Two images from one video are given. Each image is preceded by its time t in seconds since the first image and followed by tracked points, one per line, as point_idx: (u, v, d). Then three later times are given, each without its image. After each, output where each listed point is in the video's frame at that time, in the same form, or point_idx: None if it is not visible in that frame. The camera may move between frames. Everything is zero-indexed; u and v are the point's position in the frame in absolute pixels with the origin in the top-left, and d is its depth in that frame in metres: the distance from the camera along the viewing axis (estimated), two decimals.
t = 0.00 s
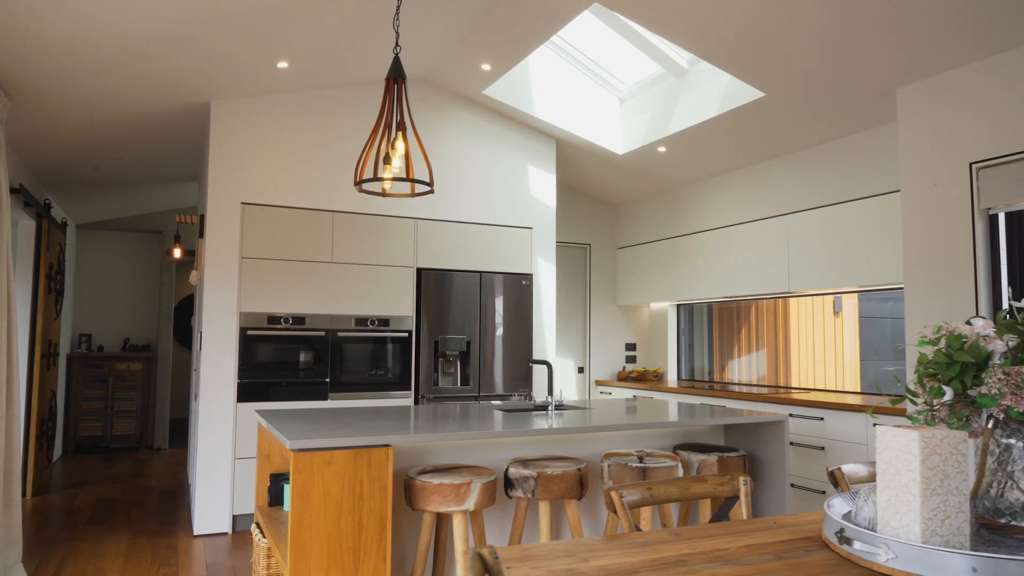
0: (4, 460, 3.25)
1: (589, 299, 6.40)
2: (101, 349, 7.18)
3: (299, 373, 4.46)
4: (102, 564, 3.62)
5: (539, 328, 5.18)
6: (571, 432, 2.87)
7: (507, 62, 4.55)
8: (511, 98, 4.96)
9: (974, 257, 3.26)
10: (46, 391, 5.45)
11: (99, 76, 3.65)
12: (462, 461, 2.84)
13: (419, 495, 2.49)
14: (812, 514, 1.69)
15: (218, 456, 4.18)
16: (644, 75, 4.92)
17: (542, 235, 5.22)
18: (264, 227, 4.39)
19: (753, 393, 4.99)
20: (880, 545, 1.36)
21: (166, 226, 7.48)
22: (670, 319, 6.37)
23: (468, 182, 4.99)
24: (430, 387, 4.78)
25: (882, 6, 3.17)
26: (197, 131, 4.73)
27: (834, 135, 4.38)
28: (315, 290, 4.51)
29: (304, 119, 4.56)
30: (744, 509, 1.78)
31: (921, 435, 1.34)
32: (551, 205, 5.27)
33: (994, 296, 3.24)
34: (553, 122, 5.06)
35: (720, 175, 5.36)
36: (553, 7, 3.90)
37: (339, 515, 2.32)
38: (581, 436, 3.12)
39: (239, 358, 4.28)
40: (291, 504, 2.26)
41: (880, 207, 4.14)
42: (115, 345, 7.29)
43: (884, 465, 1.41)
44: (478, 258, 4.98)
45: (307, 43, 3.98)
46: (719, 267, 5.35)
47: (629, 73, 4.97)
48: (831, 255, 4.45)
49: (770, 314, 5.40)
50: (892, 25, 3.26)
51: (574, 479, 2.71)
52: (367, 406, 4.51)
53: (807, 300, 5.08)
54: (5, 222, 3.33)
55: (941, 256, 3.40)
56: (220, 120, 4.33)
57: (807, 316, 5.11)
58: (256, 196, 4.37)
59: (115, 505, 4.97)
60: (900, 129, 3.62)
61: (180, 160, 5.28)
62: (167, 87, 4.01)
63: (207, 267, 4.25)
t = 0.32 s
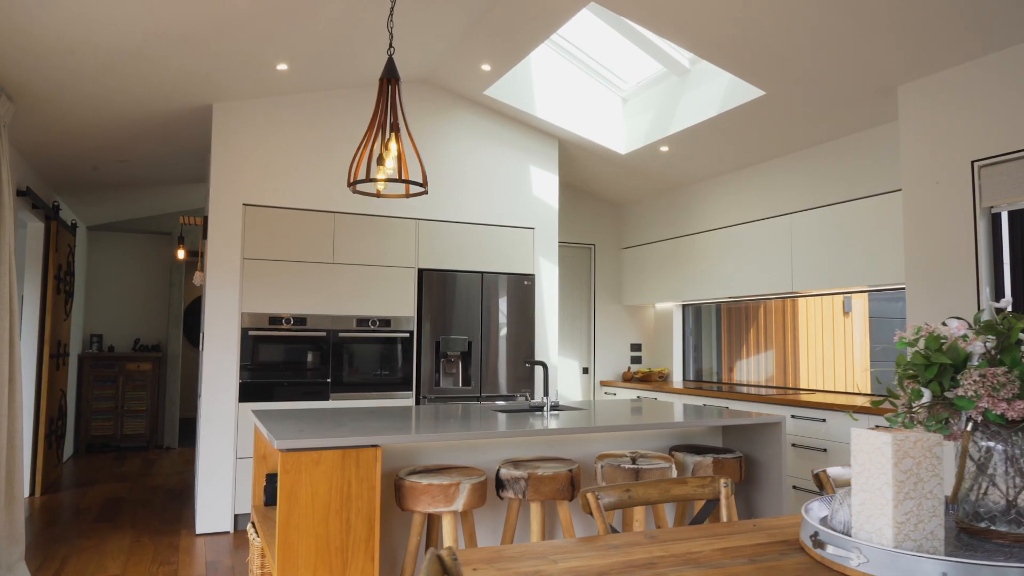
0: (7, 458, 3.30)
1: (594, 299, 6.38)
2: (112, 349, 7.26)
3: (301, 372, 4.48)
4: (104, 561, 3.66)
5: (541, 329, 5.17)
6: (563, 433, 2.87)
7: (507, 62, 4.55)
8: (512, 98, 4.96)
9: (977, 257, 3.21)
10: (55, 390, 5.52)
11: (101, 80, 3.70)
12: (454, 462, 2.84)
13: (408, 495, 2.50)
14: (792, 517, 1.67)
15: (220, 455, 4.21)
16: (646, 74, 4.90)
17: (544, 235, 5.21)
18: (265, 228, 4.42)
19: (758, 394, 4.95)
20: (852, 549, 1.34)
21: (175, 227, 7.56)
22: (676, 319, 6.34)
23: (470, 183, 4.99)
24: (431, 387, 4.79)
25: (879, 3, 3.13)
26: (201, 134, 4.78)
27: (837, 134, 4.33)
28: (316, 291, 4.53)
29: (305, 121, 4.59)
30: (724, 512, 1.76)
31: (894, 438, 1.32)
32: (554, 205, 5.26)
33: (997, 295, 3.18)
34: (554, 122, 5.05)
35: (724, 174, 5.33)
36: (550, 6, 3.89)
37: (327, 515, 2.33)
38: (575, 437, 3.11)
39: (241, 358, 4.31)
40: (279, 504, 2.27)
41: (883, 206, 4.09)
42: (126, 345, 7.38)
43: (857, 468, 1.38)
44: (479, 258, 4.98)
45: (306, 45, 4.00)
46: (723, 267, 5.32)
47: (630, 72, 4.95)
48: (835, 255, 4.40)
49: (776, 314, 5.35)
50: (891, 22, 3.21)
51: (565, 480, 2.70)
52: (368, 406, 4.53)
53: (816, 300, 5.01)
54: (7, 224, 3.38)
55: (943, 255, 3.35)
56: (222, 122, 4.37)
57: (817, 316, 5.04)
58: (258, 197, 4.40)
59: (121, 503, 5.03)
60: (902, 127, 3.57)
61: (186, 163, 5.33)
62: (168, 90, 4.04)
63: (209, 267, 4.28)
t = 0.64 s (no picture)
0: (9, 456, 3.36)
1: (599, 299, 6.36)
2: (123, 349, 7.35)
3: (302, 372, 4.51)
4: (105, 559, 3.70)
5: (544, 329, 5.16)
6: (555, 433, 2.86)
7: (507, 62, 4.55)
8: (513, 97, 4.95)
9: (978, 256, 3.16)
10: (64, 390, 5.60)
11: (104, 83, 3.75)
12: (447, 461, 2.84)
13: (397, 495, 2.50)
14: (771, 519, 1.66)
15: (222, 455, 4.24)
16: (648, 74, 4.88)
17: (547, 235, 5.20)
18: (268, 229, 4.45)
19: (764, 395, 4.92)
20: (822, 553, 1.32)
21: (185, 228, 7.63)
22: (681, 319, 6.30)
23: (472, 183, 4.99)
24: (433, 387, 4.80)
25: None
26: (205, 136, 4.82)
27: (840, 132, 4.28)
28: (318, 291, 4.56)
29: (307, 122, 4.61)
30: (704, 514, 1.74)
31: (864, 440, 1.30)
32: (556, 206, 5.26)
33: (1000, 295, 3.13)
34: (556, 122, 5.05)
35: (729, 172, 5.28)
36: (547, 5, 3.88)
37: (316, 514, 2.34)
38: (570, 438, 3.10)
39: (243, 358, 4.34)
40: (267, 503, 2.29)
41: (886, 205, 4.04)
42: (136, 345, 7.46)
43: (830, 470, 1.37)
44: (481, 259, 4.98)
45: (305, 46, 4.02)
46: (727, 267, 5.28)
47: (633, 71, 4.93)
48: (839, 254, 4.36)
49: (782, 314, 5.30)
50: (890, 19, 3.18)
51: (556, 480, 2.70)
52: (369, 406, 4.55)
53: (825, 301, 4.93)
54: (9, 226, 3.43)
55: (945, 254, 3.30)
56: (224, 124, 4.40)
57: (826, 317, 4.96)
58: (260, 198, 4.43)
59: (128, 501, 5.09)
60: (904, 124, 3.53)
61: (193, 164, 5.39)
62: (170, 93, 4.09)
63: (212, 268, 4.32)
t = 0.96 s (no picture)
0: (12, 453, 3.42)
1: (604, 298, 6.34)
2: (133, 349, 7.42)
3: (304, 371, 4.53)
4: (107, 555, 3.75)
5: (546, 329, 5.15)
6: (549, 432, 2.85)
7: (508, 62, 4.54)
8: (515, 97, 4.94)
9: (981, 254, 3.11)
10: (73, 389, 5.67)
11: (106, 85, 3.78)
12: (440, 461, 2.84)
13: (388, 494, 2.50)
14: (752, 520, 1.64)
15: (224, 454, 4.27)
16: (650, 72, 4.86)
17: (549, 235, 5.19)
18: (270, 229, 4.47)
19: (769, 396, 4.89)
20: (795, 553, 1.30)
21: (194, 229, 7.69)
22: (687, 319, 6.26)
23: (474, 183, 4.99)
24: (435, 387, 4.80)
25: None
26: (210, 137, 4.86)
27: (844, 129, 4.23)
28: (320, 291, 4.58)
29: (309, 122, 4.63)
30: (684, 514, 1.73)
31: (837, 439, 1.28)
32: (559, 205, 5.24)
33: (1003, 294, 3.08)
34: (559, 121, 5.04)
35: (734, 171, 5.24)
36: (545, 4, 3.88)
37: (305, 513, 2.34)
38: (565, 438, 3.08)
39: (245, 357, 4.37)
40: (256, 501, 2.30)
41: (890, 203, 3.99)
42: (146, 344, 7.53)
43: (804, 471, 1.35)
44: (483, 258, 4.98)
45: (305, 48, 4.04)
46: (732, 266, 5.25)
47: (635, 70, 4.91)
48: (843, 252, 4.31)
49: (788, 314, 5.25)
50: (890, 14, 3.14)
51: (549, 480, 2.69)
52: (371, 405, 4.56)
53: (835, 300, 4.84)
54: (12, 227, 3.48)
55: (947, 252, 3.25)
56: (227, 125, 4.43)
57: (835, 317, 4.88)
58: (262, 199, 4.46)
59: (134, 500, 5.14)
60: (907, 121, 3.48)
61: (199, 165, 5.43)
62: (172, 95, 4.12)
63: (214, 268, 4.35)
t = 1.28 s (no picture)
0: (15, 450, 3.46)
1: (609, 298, 6.32)
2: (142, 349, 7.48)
3: (306, 370, 4.55)
4: (110, 553, 3.78)
5: (549, 328, 5.14)
6: (544, 432, 2.84)
7: (509, 60, 4.53)
8: (517, 95, 4.93)
9: (985, 253, 3.05)
10: (82, 387, 5.72)
11: (109, 86, 3.81)
12: (435, 460, 2.83)
13: (380, 493, 2.50)
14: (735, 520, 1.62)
15: (227, 452, 4.29)
16: (653, 70, 4.84)
17: (552, 235, 5.17)
18: (272, 229, 4.49)
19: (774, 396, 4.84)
20: (771, 555, 1.28)
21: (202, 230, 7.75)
22: (692, 319, 6.22)
23: (476, 182, 4.99)
24: (437, 387, 4.80)
25: None
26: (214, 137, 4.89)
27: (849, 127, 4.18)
28: (322, 290, 4.59)
29: (312, 122, 4.65)
30: (668, 514, 1.71)
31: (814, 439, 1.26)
32: (562, 204, 5.22)
33: (1007, 293, 3.02)
34: (561, 120, 5.02)
35: (738, 169, 5.20)
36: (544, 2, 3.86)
37: (296, 512, 2.34)
38: (561, 437, 3.07)
39: (248, 356, 4.39)
40: (247, 500, 2.30)
41: (895, 201, 3.94)
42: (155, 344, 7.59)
43: (782, 471, 1.33)
44: (485, 258, 4.98)
45: (304, 48, 4.04)
46: (737, 265, 5.21)
47: (638, 68, 4.89)
48: (847, 251, 4.26)
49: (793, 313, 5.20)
50: (890, 9, 3.09)
51: (542, 479, 2.68)
52: (373, 405, 4.57)
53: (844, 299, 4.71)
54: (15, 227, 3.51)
55: (950, 251, 3.20)
56: (229, 125, 4.45)
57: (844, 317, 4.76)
58: (265, 199, 4.48)
59: (140, 498, 5.19)
60: (910, 117, 3.43)
61: (205, 166, 5.47)
62: (174, 95, 4.15)
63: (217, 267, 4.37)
